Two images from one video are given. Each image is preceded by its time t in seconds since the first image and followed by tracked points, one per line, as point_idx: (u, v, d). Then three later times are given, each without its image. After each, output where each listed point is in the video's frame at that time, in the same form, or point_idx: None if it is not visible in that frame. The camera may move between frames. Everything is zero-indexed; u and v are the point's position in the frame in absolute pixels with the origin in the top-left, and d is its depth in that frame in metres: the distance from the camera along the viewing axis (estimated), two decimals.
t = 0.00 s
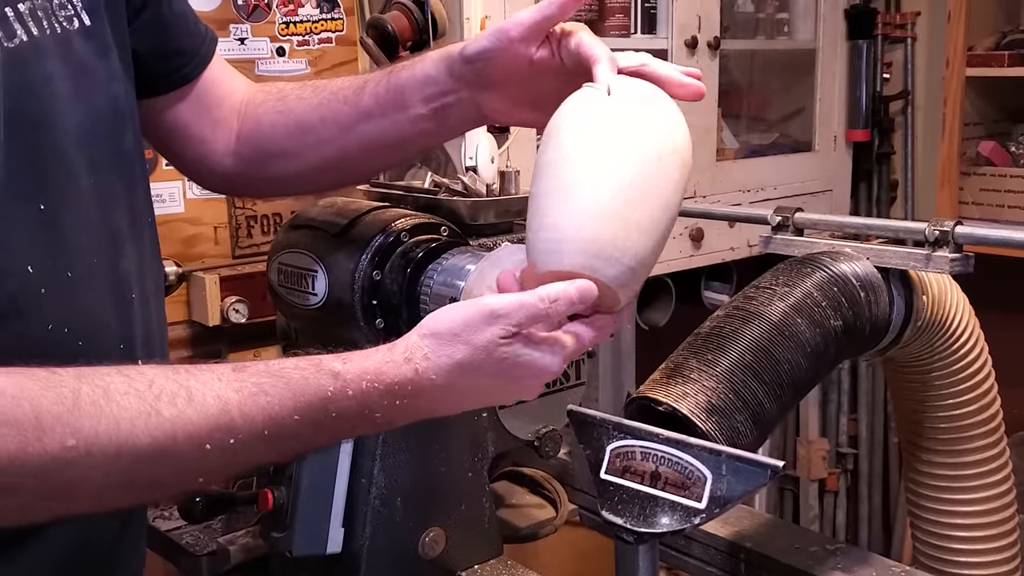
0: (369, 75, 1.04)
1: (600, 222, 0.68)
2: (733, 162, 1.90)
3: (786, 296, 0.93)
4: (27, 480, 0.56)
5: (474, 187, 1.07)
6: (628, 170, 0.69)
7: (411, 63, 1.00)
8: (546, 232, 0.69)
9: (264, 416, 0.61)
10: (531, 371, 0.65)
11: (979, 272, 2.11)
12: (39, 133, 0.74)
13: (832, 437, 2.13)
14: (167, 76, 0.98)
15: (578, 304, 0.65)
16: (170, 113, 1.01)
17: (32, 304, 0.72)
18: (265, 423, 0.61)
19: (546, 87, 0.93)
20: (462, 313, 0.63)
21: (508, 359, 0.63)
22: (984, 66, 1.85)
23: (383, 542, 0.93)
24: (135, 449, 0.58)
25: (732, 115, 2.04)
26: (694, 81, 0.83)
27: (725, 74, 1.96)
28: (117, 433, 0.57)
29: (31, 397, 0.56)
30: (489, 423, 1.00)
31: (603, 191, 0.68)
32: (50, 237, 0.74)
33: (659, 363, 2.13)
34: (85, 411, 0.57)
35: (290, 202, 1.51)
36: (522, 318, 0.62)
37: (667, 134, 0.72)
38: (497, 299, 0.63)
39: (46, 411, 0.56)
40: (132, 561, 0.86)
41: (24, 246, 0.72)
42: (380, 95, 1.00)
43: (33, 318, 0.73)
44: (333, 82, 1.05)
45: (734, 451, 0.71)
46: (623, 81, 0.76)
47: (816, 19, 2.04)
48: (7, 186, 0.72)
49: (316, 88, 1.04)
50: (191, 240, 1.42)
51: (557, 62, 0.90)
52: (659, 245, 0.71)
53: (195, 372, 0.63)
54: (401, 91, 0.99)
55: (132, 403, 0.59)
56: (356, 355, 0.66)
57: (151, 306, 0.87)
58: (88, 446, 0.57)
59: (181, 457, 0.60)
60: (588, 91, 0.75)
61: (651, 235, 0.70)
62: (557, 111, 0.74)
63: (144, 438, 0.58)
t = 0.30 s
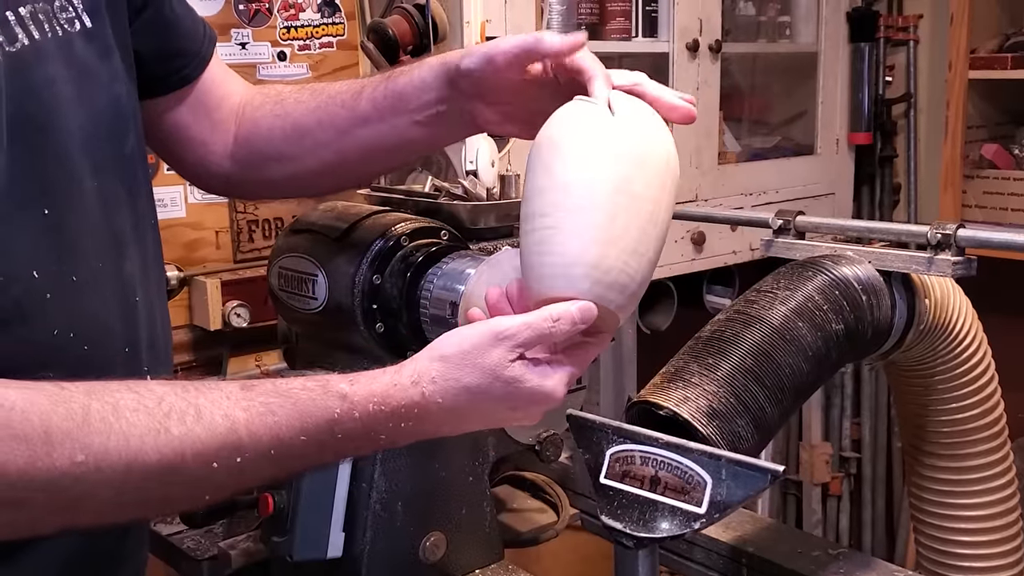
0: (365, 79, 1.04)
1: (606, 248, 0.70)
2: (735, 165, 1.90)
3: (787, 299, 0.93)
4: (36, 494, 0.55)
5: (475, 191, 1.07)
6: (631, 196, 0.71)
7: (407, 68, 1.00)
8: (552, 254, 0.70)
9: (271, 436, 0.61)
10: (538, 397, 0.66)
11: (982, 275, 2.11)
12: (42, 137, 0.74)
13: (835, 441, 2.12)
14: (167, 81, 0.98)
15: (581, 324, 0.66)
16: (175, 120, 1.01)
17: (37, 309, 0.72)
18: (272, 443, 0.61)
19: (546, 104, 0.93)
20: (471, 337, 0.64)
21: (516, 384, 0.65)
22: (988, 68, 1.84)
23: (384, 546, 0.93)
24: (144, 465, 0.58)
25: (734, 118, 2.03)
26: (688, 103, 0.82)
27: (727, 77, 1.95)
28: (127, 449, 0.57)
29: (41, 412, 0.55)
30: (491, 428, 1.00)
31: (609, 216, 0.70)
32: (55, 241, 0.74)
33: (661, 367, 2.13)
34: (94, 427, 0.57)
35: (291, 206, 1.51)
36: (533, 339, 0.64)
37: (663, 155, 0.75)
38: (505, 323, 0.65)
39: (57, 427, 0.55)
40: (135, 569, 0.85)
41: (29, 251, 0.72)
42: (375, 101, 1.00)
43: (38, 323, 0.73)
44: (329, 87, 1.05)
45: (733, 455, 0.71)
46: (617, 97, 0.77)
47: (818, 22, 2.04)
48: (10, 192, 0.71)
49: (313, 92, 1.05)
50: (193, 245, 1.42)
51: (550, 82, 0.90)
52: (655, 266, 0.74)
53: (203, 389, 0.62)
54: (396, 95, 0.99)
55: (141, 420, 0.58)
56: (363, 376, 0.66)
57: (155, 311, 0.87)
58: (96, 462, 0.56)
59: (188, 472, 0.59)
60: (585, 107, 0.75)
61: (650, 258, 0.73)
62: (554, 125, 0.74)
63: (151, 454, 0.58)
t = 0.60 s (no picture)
0: (356, 79, 1.03)
1: (608, 258, 0.72)
2: (736, 167, 1.90)
3: (788, 300, 0.93)
4: (50, 499, 0.55)
5: (476, 192, 1.07)
6: (634, 214, 0.72)
7: (398, 69, 1.00)
8: (557, 271, 0.72)
9: (283, 443, 0.61)
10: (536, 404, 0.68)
11: (983, 277, 2.10)
12: (44, 139, 0.74)
13: (836, 444, 2.12)
14: (165, 79, 0.98)
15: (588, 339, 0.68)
16: (174, 122, 1.01)
17: (42, 311, 0.72)
18: (283, 450, 0.61)
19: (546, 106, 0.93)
20: (476, 346, 0.67)
21: (517, 389, 0.68)
22: (990, 70, 1.83)
23: (383, 547, 0.93)
24: (158, 473, 0.58)
25: (735, 119, 2.03)
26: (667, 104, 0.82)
27: (728, 78, 1.95)
28: (141, 456, 0.57)
29: (55, 418, 0.55)
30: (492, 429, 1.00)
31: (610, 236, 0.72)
32: (58, 243, 0.74)
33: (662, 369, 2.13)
34: (109, 434, 0.57)
35: (291, 208, 1.51)
36: (537, 352, 0.66)
37: (661, 157, 0.75)
38: (512, 334, 0.67)
39: (71, 433, 0.55)
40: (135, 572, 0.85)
41: (33, 253, 0.72)
42: (366, 103, 1.00)
43: (42, 325, 0.72)
44: (321, 86, 1.05)
45: (734, 455, 0.71)
46: (613, 101, 0.76)
47: (819, 23, 2.03)
48: (14, 193, 0.71)
49: (305, 91, 1.05)
50: (193, 246, 1.42)
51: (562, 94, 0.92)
52: (652, 266, 0.77)
53: (215, 396, 0.62)
54: (386, 97, 0.99)
55: (155, 427, 0.58)
56: (371, 384, 0.67)
57: (159, 312, 0.87)
58: (111, 469, 0.56)
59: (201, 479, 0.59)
60: (588, 113, 0.74)
61: (648, 265, 0.76)
62: (556, 134, 0.73)
63: (165, 461, 0.58)
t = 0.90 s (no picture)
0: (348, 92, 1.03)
1: (608, 269, 0.73)
2: (737, 167, 1.90)
3: (790, 300, 0.93)
4: (65, 505, 0.55)
5: (477, 193, 1.07)
6: (633, 230, 0.73)
7: (389, 85, 1.00)
8: (560, 291, 0.73)
9: (292, 450, 0.61)
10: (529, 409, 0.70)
11: (984, 278, 2.10)
12: (47, 140, 0.74)
13: (838, 444, 2.12)
14: (160, 79, 0.98)
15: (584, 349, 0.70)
16: (174, 123, 1.01)
17: (45, 313, 0.72)
18: (292, 456, 0.61)
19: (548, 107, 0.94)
20: (475, 357, 0.67)
21: (514, 398, 0.68)
22: (991, 70, 1.83)
23: (384, 548, 0.93)
24: (170, 480, 0.58)
25: (736, 120, 2.03)
26: (659, 100, 0.85)
27: (728, 79, 1.95)
28: (154, 462, 0.57)
29: (71, 424, 0.55)
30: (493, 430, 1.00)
31: (612, 254, 0.73)
32: (62, 245, 0.74)
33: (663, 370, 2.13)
34: (123, 440, 0.57)
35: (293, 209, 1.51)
36: (535, 364, 0.67)
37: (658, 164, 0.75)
38: (510, 346, 0.67)
39: (86, 439, 0.55)
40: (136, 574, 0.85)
41: (36, 255, 0.72)
42: (359, 118, 1.00)
43: (45, 328, 0.73)
44: (312, 96, 1.05)
45: (735, 455, 0.71)
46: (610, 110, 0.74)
47: (819, 24, 2.03)
48: (18, 196, 0.71)
49: (295, 100, 1.04)
50: (195, 247, 1.42)
51: (571, 89, 0.92)
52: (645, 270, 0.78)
53: (225, 403, 0.62)
54: (379, 113, 0.99)
55: (168, 433, 0.58)
56: (376, 393, 0.67)
57: (160, 313, 0.87)
58: (124, 476, 0.56)
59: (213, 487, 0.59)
60: (587, 131, 0.73)
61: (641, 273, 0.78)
62: (557, 147, 0.72)
63: (178, 469, 0.58)
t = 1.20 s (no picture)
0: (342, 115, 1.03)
1: (608, 273, 0.74)
2: (739, 166, 1.90)
3: (793, 298, 0.93)
4: (76, 508, 0.55)
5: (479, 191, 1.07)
6: (636, 233, 0.74)
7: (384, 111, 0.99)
8: (560, 288, 0.74)
9: (299, 452, 0.61)
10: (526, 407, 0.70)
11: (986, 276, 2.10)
12: (48, 142, 0.74)
13: (839, 442, 2.12)
14: (156, 80, 0.98)
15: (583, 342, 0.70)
16: (174, 125, 1.00)
17: (47, 317, 0.72)
18: (298, 458, 0.61)
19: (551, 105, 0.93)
20: (478, 358, 0.67)
21: (517, 396, 0.68)
22: (992, 69, 1.83)
23: (388, 547, 0.93)
24: (179, 482, 0.58)
25: (737, 118, 2.03)
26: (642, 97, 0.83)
27: (729, 77, 1.95)
28: (164, 465, 0.57)
29: (80, 428, 0.55)
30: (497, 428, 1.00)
31: (614, 254, 0.73)
32: (63, 247, 0.74)
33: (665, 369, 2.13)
34: (133, 443, 0.57)
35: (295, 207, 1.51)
36: (537, 361, 0.67)
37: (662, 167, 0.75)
38: (511, 345, 0.68)
39: (96, 442, 0.55)
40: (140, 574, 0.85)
41: (37, 258, 0.72)
42: (349, 140, 1.00)
43: (47, 331, 0.73)
44: (306, 114, 1.04)
45: (742, 452, 0.71)
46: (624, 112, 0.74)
47: (821, 22, 2.03)
48: (19, 199, 0.71)
49: (288, 115, 1.04)
50: (197, 246, 1.42)
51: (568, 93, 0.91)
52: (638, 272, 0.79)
53: (233, 405, 0.62)
54: (369, 136, 0.99)
55: (177, 436, 0.58)
56: (381, 394, 0.67)
57: (163, 314, 0.87)
58: (134, 478, 0.56)
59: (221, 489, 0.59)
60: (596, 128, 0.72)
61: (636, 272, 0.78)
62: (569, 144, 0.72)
63: (187, 471, 0.58)
